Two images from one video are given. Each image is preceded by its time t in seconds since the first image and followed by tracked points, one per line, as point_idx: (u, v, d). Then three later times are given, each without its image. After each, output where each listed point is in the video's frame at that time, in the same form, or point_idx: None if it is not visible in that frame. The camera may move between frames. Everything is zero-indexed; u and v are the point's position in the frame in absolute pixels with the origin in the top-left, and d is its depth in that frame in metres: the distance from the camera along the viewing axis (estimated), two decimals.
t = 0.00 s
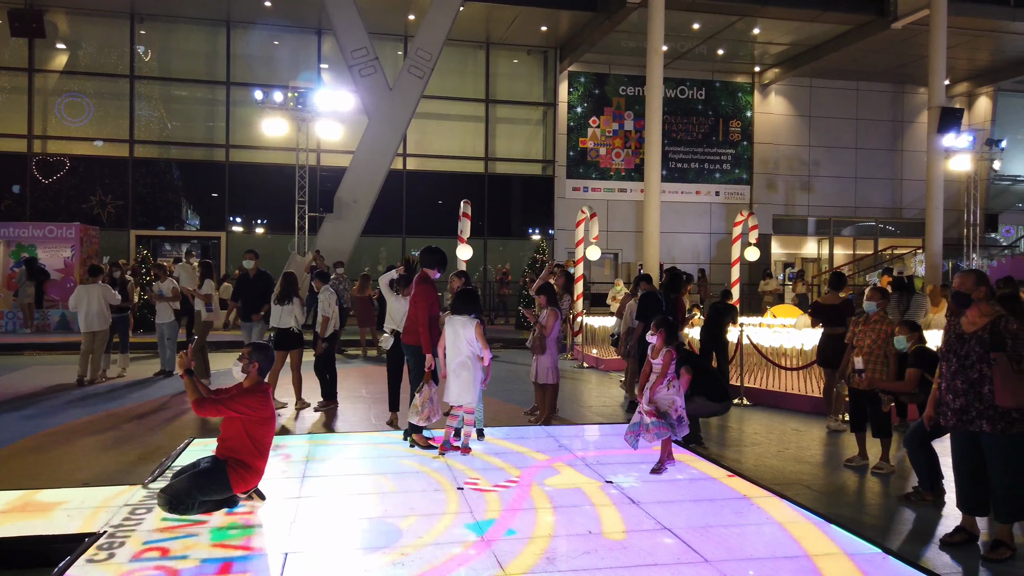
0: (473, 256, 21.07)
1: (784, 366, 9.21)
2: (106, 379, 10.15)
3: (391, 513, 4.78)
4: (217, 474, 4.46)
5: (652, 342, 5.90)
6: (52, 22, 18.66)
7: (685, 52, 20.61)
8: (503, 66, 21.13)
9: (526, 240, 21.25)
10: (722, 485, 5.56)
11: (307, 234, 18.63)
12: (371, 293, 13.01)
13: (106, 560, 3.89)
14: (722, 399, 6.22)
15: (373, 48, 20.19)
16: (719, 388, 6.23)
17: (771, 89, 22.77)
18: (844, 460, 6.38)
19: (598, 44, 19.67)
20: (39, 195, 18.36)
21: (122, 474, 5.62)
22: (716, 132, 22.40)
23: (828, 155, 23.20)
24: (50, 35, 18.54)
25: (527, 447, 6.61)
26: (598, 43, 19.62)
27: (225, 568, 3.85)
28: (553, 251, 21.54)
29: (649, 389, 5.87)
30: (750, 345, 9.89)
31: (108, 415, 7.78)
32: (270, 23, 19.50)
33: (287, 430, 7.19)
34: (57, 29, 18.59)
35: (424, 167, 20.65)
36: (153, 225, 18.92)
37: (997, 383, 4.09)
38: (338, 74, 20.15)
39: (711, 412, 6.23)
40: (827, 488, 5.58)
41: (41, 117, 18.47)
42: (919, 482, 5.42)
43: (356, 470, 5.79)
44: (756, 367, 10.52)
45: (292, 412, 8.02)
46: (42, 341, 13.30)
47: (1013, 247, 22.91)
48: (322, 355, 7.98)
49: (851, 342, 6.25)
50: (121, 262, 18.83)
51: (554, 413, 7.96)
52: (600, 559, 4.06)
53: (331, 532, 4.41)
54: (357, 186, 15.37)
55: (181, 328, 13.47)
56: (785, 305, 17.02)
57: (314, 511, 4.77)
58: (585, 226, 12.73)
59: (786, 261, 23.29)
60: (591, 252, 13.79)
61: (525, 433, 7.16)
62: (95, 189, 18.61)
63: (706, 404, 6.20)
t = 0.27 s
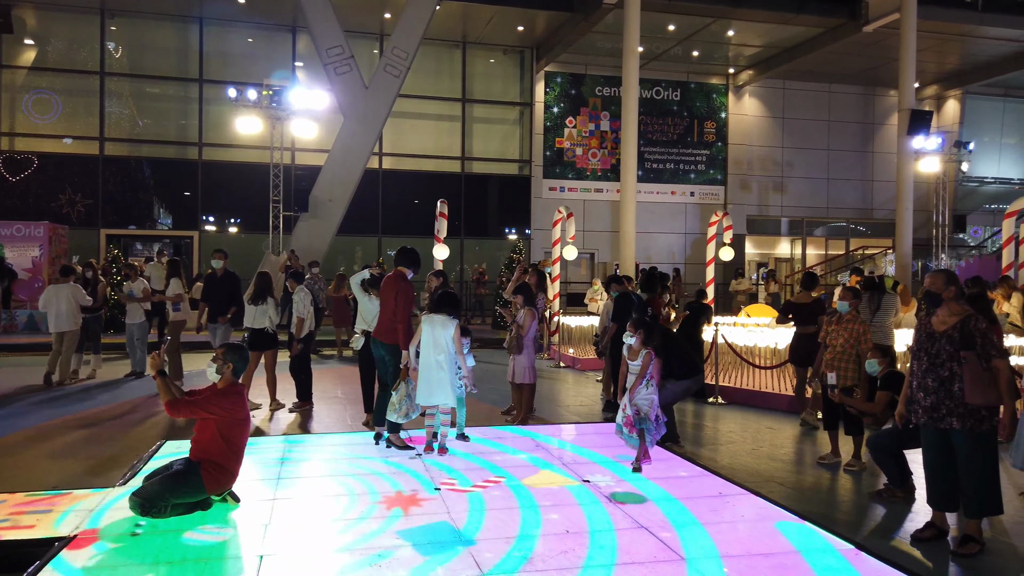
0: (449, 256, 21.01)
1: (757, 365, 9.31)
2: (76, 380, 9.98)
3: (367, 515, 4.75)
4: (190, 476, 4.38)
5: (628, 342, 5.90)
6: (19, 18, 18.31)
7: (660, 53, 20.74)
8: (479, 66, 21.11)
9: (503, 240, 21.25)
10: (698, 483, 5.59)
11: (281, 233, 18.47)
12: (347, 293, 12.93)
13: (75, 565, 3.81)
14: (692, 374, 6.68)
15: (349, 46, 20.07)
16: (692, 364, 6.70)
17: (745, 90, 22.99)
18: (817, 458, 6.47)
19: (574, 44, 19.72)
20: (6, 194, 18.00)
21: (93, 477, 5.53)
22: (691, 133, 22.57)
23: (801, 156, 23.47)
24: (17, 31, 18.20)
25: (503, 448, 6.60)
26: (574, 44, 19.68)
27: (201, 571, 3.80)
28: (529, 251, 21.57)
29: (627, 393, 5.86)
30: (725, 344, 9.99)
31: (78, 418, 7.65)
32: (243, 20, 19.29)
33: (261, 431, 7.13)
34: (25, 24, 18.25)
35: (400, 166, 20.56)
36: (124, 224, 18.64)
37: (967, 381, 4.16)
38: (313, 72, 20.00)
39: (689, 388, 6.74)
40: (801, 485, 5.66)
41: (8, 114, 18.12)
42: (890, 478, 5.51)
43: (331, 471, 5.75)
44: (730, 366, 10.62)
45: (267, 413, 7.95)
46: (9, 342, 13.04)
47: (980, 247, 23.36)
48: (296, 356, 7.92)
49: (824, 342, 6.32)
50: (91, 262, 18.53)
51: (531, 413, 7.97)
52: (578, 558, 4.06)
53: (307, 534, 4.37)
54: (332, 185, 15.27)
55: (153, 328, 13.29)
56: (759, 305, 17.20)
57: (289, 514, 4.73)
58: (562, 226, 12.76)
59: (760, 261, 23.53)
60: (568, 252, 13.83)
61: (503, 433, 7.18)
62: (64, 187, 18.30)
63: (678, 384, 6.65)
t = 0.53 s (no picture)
0: (421, 256, 20.94)
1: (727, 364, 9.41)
2: (39, 382, 9.77)
3: (337, 517, 4.70)
4: (155, 480, 4.30)
5: (599, 343, 5.89)
6: None
7: (631, 55, 20.87)
8: (451, 65, 21.06)
9: (475, 240, 21.23)
10: (669, 482, 5.63)
11: (250, 232, 18.25)
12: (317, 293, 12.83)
13: (37, 572, 3.73)
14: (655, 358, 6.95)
15: (319, 44, 19.89)
16: (660, 349, 6.90)
17: (715, 92, 23.22)
18: (785, 455, 6.55)
19: (546, 44, 19.76)
20: None
21: (55, 481, 5.41)
22: (662, 134, 22.75)
23: (770, 157, 23.76)
24: None
25: (476, 448, 6.58)
26: (547, 44, 19.72)
27: None
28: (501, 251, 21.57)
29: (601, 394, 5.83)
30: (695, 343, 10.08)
31: (40, 421, 7.49)
32: (212, 17, 19.03)
33: (229, 433, 7.03)
34: None
35: (372, 165, 20.43)
36: (89, 223, 18.31)
37: (930, 379, 4.23)
38: (282, 70, 19.79)
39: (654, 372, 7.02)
40: (770, 482, 5.73)
41: None
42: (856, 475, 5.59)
43: (299, 474, 5.68)
44: (700, 365, 10.72)
45: (236, 415, 7.84)
46: None
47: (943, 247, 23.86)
48: (265, 357, 7.83)
49: (792, 341, 6.40)
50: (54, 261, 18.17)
51: (503, 413, 7.97)
52: (550, 559, 4.06)
53: (276, 538, 4.31)
54: (302, 184, 15.13)
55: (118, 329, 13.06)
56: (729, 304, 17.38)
57: (257, 517, 4.66)
58: (534, 226, 12.77)
59: (730, 261, 23.78)
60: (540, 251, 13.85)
61: (475, 433, 7.16)
62: (26, 185, 17.92)
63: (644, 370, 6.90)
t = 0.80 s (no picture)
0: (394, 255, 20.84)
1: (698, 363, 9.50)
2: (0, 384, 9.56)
3: (307, 520, 4.65)
4: (120, 484, 4.23)
5: (569, 342, 5.94)
6: None
7: (604, 55, 20.96)
8: (424, 64, 20.98)
9: (448, 239, 21.19)
10: (639, 481, 5.67)
11: (219, 231, 18.03)
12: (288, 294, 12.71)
13: None
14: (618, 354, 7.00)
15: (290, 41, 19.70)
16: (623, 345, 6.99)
17: (686, 93, 23.41)
18: (755, 454, 6.62)
19: (519, 44, 19.77)
20: None
21: (17, 486, 5.30)
22: (634, 134, 22.89)
23: (740, 159, 24.02)
24: None
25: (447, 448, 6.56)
26: (519, 44, 19.73)
27: None
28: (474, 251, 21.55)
29: (571, 394, 5.83)
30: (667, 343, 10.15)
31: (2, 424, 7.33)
32: (180, 13, 18.75)
33: (197, 436, 6.93)
34: None
35: (343, 164, 20.28)
36: (53, 222, 17.97)
37: (895, 377, 4.31)
38: (252, 67, 19.56)
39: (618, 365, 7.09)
40: (739, 481, 5.79)
41: None
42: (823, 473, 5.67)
43: (267, 477, 5.61)
44: (672, 364, 10.80)
45: (204, 417, 7.74)
46: None
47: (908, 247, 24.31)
48: (233, 359, 7.74)
49: (761, 340, 6.47)
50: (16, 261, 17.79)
51: (476, 413, 7.96)
52: (523, 560, 4.06)
53: (245, 542, 4.26)
54: (272, 183, 14.97)
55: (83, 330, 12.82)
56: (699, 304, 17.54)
57: (225, 521, 4.60)
58: (507, 226, 12.76)
59: (701, 261, 23.99)
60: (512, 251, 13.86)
61: (447, 434, 7.13)
62: None
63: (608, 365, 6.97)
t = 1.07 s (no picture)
0: (374, 255, 20.74)
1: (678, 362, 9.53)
2: None
3: (283, 524, 4.60)
4: (91, 488, 4.16)
5: (541, 343, 5.85)
6: None
7: (584, 55, 20.99)
8: (404, 62, 20.89)
9: (429, 239, 21.13)
10: (619, 481, 5.67)
11: (197, 231, 17.83)
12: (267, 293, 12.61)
13: None
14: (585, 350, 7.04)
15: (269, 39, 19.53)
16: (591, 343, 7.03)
17: (666, 93, 23.51)
18: (734, 452, 6.65)
19: (500, 44, 19.75)
20: None
21: None
22: (615, 134, 22.95)
23: (720, 159, 24.15)
24: None
25: (426, 450, 6.52)
26: (500, 44, 19.70)
27: None
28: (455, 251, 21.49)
29: (542, 395, 5.82)
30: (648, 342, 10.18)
31: None
32: (156, 9, 18.53)
33: (172, 438, 6.85)
34: None
35: (323, 163, 20.15)
36: (27, 222, 17.70)
37: (871, 376, 4.34)
38: (230, 65, 19.37)
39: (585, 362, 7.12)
40: (718, 480, 5.81)
41: None
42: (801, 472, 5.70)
43: (243, 479, 5.55)
44: (652, 364, 10.82)
45: (180, 419, 7.65)
46: None
47: (886, 247, 24.55)
48: (210, 360, 7.66)
49: (739, 339, 6.50)
50: None
51: (455, 414, 7.92)
52: (501, 562, 4.04)
53: (220, 546, 4.20)
54: (250, 182, 14.84)
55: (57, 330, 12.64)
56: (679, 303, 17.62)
57: (199, 525, 4.54)
58: (487, 225, 12.73)
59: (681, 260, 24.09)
60: (493, 251, 13.83)
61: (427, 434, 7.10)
62: None
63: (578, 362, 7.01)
